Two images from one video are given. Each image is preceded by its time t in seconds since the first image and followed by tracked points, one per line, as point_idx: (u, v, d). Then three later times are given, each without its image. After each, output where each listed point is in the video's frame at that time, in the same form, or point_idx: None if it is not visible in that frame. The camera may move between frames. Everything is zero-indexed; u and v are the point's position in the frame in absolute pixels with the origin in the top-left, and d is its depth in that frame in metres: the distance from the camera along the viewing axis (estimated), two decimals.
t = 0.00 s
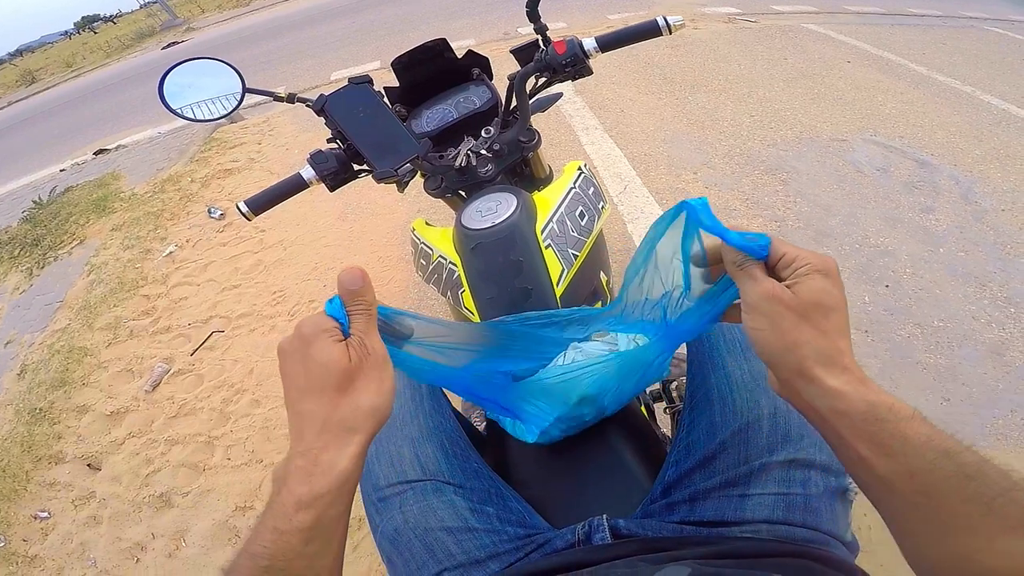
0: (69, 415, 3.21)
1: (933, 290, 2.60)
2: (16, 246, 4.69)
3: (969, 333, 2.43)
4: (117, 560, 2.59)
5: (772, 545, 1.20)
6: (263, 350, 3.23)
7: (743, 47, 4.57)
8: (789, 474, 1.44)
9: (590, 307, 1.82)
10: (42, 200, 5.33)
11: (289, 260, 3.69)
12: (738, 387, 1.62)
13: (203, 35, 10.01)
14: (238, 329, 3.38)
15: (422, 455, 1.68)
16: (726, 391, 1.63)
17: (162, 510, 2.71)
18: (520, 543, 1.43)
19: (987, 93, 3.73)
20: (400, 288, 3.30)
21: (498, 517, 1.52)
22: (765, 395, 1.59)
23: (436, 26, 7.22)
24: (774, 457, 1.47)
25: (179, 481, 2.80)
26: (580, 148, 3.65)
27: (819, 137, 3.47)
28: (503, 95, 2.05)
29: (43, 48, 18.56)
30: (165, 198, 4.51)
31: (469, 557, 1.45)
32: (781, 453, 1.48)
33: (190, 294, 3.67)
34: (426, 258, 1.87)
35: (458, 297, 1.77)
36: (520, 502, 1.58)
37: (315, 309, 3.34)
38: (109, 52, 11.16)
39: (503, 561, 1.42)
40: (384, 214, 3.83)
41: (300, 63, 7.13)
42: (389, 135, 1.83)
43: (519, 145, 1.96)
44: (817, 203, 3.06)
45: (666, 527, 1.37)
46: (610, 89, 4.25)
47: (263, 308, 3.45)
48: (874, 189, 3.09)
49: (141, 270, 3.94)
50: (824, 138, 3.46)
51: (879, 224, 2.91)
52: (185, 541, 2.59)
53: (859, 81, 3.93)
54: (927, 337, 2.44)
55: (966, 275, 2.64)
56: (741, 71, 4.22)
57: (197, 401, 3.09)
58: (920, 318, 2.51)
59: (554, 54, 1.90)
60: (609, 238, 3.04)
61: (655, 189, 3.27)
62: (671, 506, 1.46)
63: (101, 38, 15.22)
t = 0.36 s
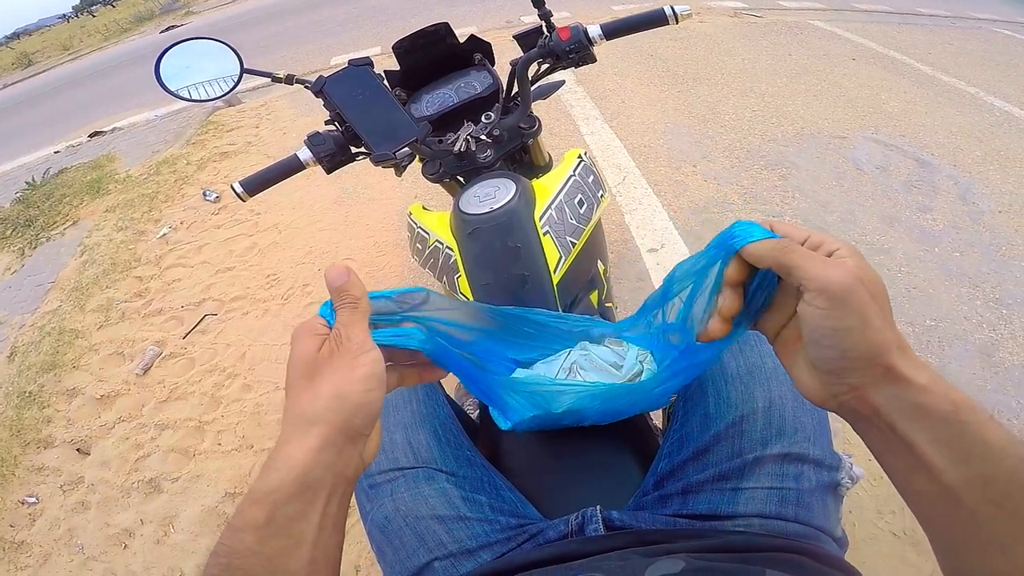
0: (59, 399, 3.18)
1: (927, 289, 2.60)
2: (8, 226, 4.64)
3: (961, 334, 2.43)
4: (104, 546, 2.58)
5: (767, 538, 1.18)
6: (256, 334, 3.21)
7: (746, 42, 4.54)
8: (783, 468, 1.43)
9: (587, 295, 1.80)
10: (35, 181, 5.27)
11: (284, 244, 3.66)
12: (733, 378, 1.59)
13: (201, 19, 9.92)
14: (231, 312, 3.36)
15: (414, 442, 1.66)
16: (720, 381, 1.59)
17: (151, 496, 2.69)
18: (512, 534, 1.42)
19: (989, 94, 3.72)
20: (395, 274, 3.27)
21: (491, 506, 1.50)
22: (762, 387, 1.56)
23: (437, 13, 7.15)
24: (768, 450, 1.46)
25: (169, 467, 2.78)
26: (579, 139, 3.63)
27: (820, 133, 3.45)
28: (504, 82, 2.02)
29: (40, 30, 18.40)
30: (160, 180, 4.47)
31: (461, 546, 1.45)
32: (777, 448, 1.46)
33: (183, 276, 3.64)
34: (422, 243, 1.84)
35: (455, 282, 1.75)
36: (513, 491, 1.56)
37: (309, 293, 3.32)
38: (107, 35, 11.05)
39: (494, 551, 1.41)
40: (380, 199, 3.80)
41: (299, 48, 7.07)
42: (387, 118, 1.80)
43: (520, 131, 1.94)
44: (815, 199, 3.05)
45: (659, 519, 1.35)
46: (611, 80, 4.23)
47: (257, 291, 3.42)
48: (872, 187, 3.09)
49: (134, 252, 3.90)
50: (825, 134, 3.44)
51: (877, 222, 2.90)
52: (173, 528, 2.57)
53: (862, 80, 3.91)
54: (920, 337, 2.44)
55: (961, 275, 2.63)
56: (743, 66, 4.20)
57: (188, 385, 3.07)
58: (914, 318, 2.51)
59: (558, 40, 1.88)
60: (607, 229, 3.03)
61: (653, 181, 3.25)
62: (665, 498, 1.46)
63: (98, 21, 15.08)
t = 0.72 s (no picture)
0: (60, 394, 3.18)
1: (930, 290, 2.60)
2: (11, 221, 4.65)
3: (963, 336, 2.43)
4: (104, 542, 2.57)
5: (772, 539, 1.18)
6: (258, 330, 3.21)
7: (752, 43, 4.53)
8: (787, 468, 1.43)
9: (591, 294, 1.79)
10: (39, 177, 5.28)
11: (287, 239, 3.66)
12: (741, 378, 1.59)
13: (205, 16, 9.93)
14: (233, 307, 3.36)
15: (417, 440, 1.66)
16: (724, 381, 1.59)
17: (151, 492, 2.69)
18: (516, 533, 1.42)
19: (996, 97, 3.71)
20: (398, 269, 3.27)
21: (494, 505, 1.50)
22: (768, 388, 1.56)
23: (442, 11, 7.14)
24: (772, 450, 1.46)
25: (170, 463, 2.77)
26: (583, 137, 3.63)
27: (826, 134, 3.44)
28: (509, 79, 2.02)
29: (44, 27, 18.42)
30: (163, 175, 4.47)
31: (464, 545, 1.45)
32: (783, 449, 1.46)
33: (185, 271, 3.65)
34: (427, 239, 1.83)
35: (459, 279, 1.75)
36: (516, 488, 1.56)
37: (311, 288, 3.32)
38: (111, 33, 11.07)
39: (498, 551, 1.41)
40: (383, 195, 3.79)
41: (304, 45, 7.07)
42: (393, 114, 1.80)
43: (525, 129, 1.93)
44: (819, 199, 3.05)
45: (664, 519, 1.35)
46: (615, 79, 4.23)
47: (259, 286, 3.42)
48: (877, 187, 3.08)
49: (137, 246, 3.91)
50: (830, 135, 3.44)
51: (881, 223, 2.90)
52: (174, 524, 2.57)
53: (867, 81, 3.91)
54: (922, 338, 2.44)
55: (964, 277, 2.63)
56: (748, 66, 4.19)
57: (190, 380, 3.07)
58: (917, 318, 2.50)
59: (565, 38, 1.88)
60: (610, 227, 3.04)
61: (657, 179, 3.25)
62: (669, 497, 1.46)
63: (102, 18, 15.10)
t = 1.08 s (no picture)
0: (62, 367, 3.18)
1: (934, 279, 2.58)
2: (13, 194, 4.63)
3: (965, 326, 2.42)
4: (105, 517, 2.58)
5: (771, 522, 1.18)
6: (259, 301, 3.20)
7: (764, 27, 4.47)
8: (791, 448, 1.42)
9: (595, 267, 1.78)
10: (41, 151, 5.25)
11: (288, 212, 3.64)
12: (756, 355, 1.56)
13: None
14: (234, 279, 3.35)
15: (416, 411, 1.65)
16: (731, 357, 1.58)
17: (152, 466, 2.70)
18: (513, 507, 1.42)
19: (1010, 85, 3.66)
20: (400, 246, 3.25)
21: (492, 478, 1.51)
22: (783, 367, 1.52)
23: None
24: (778, 429, 1.44)
25: (170, 437, 2.78)
26: (589, 115, 3.60)
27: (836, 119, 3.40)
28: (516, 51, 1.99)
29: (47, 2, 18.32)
30: (165, 149, 4.45)
31: (460, 519, 1.44)
32: (786, 428, 1.44)
33: (187, 243, 3.63)
34: (429, 210, 1.83)
35: (460, 249, 1.74)
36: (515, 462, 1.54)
37: (313, 262, 3.31)
38: (115, 8, 11.00)
39: (494, 524, 1.40)
40: (386, 169, 3.76)
41: (309, 21, 7.00)
42: (397, 82, 1.78)
43: (531, 102, 1.91)
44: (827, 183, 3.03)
45: (662, 495, 1.34)
46: (623, 59, 4.18)
47: (261, 259, 3.41)
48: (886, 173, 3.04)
49: (139, 218, 3.89)
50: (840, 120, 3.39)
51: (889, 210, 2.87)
52: (173, 499, 2.58)
53: (879, 67, 3.86)
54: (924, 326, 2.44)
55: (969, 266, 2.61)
56: (758, 50, 4.14)
57: (190, 353, 3.06)
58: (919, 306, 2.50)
59: (575, 10, 1.85)
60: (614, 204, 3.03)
61: (662, 159, 3.23)
62: (669, 474, 1.47)
63: None
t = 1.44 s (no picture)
0: (85, 350, 3.23)
1: (960, 292, 2.54)
2: (45, 180, 4.73)
3: (989, 341, 2.38)
4: (119, 501, 2.61)
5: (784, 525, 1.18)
6: (280, 291, 3.22)
7: (796, 29, 4.40)
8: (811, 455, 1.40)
9: (617, 267, 1.77)
10: (73, 140, 5.34)
11: (312, 204, 3.67)
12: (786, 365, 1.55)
13: None
14: (256, 269, 3.37)
15: (433, 407, 1.65)
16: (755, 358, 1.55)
17: (167, 452, 2.72)
18: (526, 505, 1.41)
19: None
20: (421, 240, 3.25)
21: (506, 476, 1.50)
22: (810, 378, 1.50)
23: None
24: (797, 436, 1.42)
25: (186, 424, 2.80)
26: (615, 115, 3.60)
27: (867, 125, 3.34)
28: (542, 50, 1.99)
29: None
30: (193, 140, 4.51)
31: (473, 516, 1.43)
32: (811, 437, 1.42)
33: (211, 231, 3.68)
34: (452, 205, 1.83)
35: (481, 245, 1.73)
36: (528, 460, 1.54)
37: (334, 254, 3.33)
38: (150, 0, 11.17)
39: (507, 523, 1.39)
40: (409, 164, 3.77)
41: (339, 15, 7.04)
42: (425, 77, 1.78)
43: (556, 100, 1.90)
44: (855, 192, 2.99)
45: (678, 499, 1.33)
46: (651, 60, 4.16)
47: (283, 249, 3.44)
48: (917, 183, 2.99)
49: (166, 206, 3.95)
50: (872, 127, 3.33)
51: (917, 220, 2.83)
52: (186, 485, 2.60)
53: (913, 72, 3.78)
54: (947, 339, 2.41)
55: (997, 280, 2.56)
56: (790, 53, 4.08)
57: (210, 340, 3.09)
58: (943, 320, 2.46)
59: (604, 8, 1.83)
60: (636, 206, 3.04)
61: (687, 162, 3.23)
62: (686, 478, 1.44)
63: None
